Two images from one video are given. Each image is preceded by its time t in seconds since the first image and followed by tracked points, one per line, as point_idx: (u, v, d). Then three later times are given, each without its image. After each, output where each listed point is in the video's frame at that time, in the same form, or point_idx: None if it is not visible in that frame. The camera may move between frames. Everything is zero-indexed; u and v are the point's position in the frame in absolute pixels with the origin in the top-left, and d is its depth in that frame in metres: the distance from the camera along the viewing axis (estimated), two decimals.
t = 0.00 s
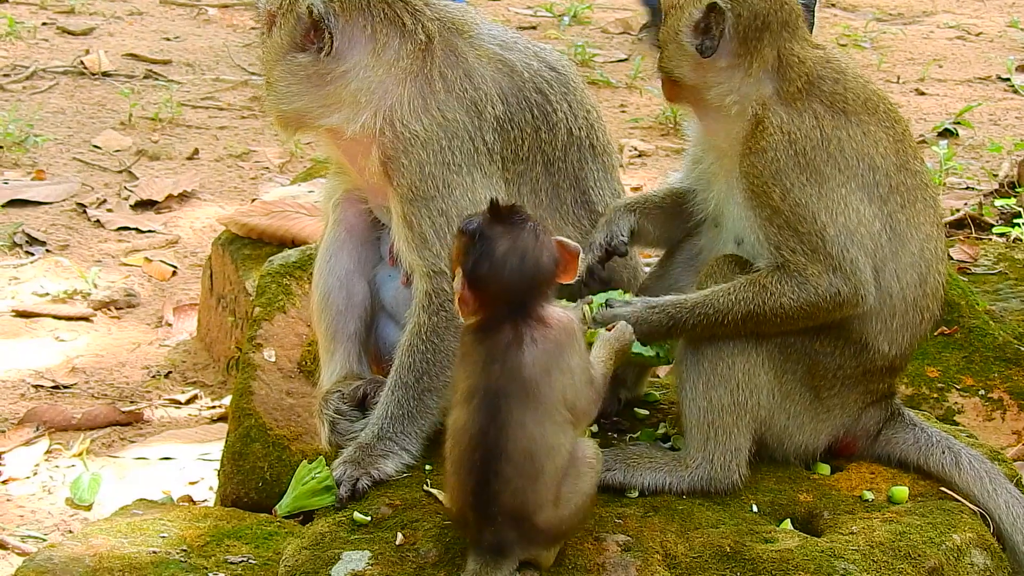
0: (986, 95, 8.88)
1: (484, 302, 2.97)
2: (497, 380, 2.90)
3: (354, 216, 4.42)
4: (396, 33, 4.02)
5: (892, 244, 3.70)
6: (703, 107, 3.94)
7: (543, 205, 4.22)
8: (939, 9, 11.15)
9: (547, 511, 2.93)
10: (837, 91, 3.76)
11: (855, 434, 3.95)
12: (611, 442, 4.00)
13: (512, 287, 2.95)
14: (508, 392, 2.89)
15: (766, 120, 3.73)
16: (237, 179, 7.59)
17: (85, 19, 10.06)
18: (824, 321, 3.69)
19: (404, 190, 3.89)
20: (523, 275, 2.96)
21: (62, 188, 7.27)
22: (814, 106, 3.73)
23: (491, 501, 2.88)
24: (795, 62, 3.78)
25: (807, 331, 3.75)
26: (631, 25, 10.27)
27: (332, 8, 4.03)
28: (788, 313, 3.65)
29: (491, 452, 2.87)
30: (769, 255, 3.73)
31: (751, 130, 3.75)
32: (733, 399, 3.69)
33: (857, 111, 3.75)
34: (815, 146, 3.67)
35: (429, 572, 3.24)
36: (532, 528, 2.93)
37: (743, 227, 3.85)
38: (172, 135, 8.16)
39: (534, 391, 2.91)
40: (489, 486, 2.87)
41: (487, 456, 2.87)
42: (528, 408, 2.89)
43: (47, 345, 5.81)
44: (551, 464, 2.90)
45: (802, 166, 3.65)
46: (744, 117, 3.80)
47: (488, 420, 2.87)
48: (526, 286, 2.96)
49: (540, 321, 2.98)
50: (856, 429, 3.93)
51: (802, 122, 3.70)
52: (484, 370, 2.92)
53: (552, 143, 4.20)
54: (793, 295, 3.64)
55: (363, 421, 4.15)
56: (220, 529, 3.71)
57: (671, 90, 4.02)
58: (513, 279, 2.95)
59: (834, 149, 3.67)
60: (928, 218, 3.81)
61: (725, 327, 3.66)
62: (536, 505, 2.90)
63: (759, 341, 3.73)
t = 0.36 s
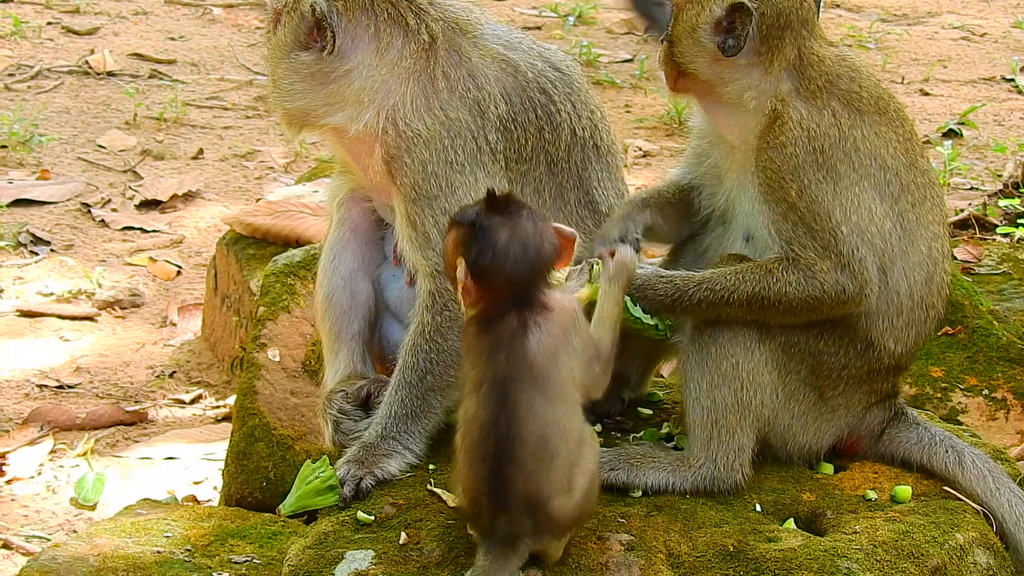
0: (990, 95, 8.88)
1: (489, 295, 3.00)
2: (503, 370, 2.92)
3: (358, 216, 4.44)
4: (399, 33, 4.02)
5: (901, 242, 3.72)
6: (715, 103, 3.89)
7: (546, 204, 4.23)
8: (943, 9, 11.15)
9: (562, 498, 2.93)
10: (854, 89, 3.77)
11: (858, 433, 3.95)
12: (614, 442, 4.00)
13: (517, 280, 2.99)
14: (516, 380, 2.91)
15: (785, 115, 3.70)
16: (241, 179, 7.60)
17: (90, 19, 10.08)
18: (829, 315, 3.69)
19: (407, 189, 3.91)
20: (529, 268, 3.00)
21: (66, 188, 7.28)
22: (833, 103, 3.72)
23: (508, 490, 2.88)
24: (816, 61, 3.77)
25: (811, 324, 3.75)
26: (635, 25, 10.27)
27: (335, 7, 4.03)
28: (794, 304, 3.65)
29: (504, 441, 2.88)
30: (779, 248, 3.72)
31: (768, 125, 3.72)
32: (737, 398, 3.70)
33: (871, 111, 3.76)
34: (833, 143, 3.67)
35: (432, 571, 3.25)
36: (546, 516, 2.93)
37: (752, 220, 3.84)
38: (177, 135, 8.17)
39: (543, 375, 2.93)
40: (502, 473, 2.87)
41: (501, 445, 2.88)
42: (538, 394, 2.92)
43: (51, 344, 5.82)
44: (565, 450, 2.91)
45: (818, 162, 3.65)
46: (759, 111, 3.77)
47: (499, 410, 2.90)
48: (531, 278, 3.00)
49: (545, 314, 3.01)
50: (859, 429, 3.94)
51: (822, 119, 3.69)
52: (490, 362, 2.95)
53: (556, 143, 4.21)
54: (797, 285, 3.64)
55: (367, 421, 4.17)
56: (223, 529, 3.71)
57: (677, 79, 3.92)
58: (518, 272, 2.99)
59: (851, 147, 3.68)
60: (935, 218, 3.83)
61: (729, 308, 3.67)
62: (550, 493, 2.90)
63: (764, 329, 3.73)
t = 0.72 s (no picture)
0: (989, 95, 8.88)
1: (464, 232, 3.11)
2: (515, 293, 2.99)
3: (356, 215, 4.43)
4: (396, 32, 4.02)
5: (901, 236, 3.72)
6: (714, 98, 3.88)
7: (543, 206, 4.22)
8: (943, 9, 11.15)
9: (583, 423, 3.01)
10: (852, 86, 3.78)
11: (856, 433, 3.96)
12: (613, 442, 4.01)
13: (488, 213, 3.08)
14: (529, 300, 2.99)
15: (785, 111, 3.71)
16: (241, 179, 7.61)
17: (89, 18, 10.08)
18: (831, 308, 3.70)
19: (401, 188, 3.93)
20: (498, 199, 3.08)
21: (65, 188, 7.29)
22: (832, 99, 3.73)
23: (539, 410, 2.92)
24: (815, 57, 3.77)
25: (812, 319, 3.77)
26: (635, 25, 10.27)
27: (332, 3, 4.06)
28: (796, 296, 3.66)
29: (532, 358, 2.93)
30: (781, 242, 3.72)
31: (767, 121, 3.73)
32: (735, 398, 3.70)
33: (869, 106, 3.77)
34: (831, 139, 3.68)
35: (430, 572, 3.25)
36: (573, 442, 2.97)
37: (751, 218, 3.85)
38: (176, 135, 8.17)
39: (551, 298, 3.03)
40: (535, 394, 2.92)
41: (530, 362, 2.93)
42: (553, 313, 3.01)
43: (50, 345, 5.82)
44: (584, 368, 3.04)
45: (817, 159, 3.66)
46: (757, 107, 3.78)
47: (521, 332, 2.95)
48: (504, 209, 3.09)
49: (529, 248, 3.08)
50: (858, 428, 3.95)
51: (821, 115, 3.70)
52: (498, 291, 3.00)
53: (553, 144, 4.19)
54: (799, 277, 3.64)
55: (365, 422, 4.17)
56: (222, 530, 3.72)
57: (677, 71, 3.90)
58: (487, 204, 3.08)
59: (851, 142, 3.69)
60: (933, 214, 3.86)
61: (733, 300, 3.70)
62: (575, 415, 2.97)
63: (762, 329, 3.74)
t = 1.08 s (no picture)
0: (985, 96, 8.89)
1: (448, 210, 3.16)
2: (481, 291, 3.00)
3: (351, 216, 4.43)
4: (391, 33, 4.02)
5: (895, 237, 3.73)
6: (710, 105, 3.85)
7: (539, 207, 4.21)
8: (938, 10, 11.17)
9: (545, 428, 3.02)
10: (849, 83, 3.78)
11: (852, 433, 3.96)
12: (608, 442, 4.01)
13: (468, 197, 3.09)
14: (492, 301, 2.98)
15: (784, 111, 3.69)
16: (236, 179, 7.60)
17: (85, 19, 10.07)
18: (812, 305, 3.70)
19: (397, 189, 3.93)
20: (473, 187, 3.09)
21: (61, 189, 7.28)
22: (831, 96, 3.73)
23: (495, 416, 2.96)
24: (812, 55, 3.77)
25: (798, 315, 3.77)
26: (631, 26, 10.28)
27: (328, 4, 4.04)
28: (783, 288, 3.66)
29: (489, 363, 2.95)
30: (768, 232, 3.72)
31: (765, 121, 3.71)
32: (730, 398, 3.69)
33: (867, 105, 3.77)
34: (830, 137, 3.67)
35: (426, 573, 3.25)
36: (532, 448, 2.99)
37: (744, 214, 3.83)
38: (172, 135, 8.17)
39: (515, 300, 3.00)
40: (490, 400, 2.96)
41: (487, 367, 2.95)
42: (519, 314, 2.99)
43: (46, 345, 5.81)
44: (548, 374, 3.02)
45: (815, 155, 3.65)
46: (756, 108, 3.74)
47: (477, 334, 2.97)
48: (477, 198, 3.08)
49: (501, 241, 3.04)
50: (853, 429, 3.95)
51: (822, 113, 3.69)
52: (466, 286, 3.01)
53: (548, 144, 4.19)
54: (784, 266, 3.64)
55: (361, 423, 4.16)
56: (218, 531, 3.72)
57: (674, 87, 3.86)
58: (469, 190, 3.10)
59: (847, 141, 3.69)
60: (929, 216, 3.87)
61: (722, 281, 3.66)
62: (534, 420, 2.98)
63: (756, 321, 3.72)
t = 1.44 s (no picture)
0: (978, 94, 8.90)
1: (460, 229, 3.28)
2: (473, 322, 3.08)
3: (345, 217, 4.42)
4: (384, 33, 4.01)
5: (899, 233, 3.75)
6: (711, 86, 3.86)
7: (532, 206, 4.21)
8: (931, 9, 11.19)
9: (533, 458, 3.09)
10: (851, 84, 3.76)
11: (847, 432, 3.97)
12: (603, 441, 4.01)
13: (478, 217, 3.21)
14: (483, 333, 3.06)
15: (786, 107, 3.68)
16: (230, 180, 7.59)
17: (77, 20, 10.05)
18: (829, 297, 3.71)
19: (391, 189, 3.91)
20: (485, 209, 3.20)
21: (54, 189, 7.26)
22: (832, 97, 3.71)
23: (482, 448, 3.04)
24: (818, 55, 3.75)
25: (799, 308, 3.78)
26: (624, 25, 10.28)
27: (321, 5, 4.04)
28: (798, 281, 3.67)
29: (476, 396, 3.04)
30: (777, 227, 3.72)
31: (768, 116, 3.70)
32: (726, 397, 3.69)
33: (867, 107, 3.76)
34: (833, 136, 3.66)
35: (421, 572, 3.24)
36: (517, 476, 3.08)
37: (746, 213, 3.83)
38: (166, 136, 8.15)
39: (511, 334, 3.08)
40: (476, 430, 3.04)
41: (475, 400, 3.04)
42: (508, 350, 3.06)
43: (40, 346, 5.80)
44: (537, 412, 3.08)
45: (818, 154, 3.64)
46: (758, 102, 3.75)
47: (469, 363, 3.05)
48: (488, 220, 3.20)
49: (507, 263, 3.16)
50: (848, 428, 3.95)
51: (822, 112, 3.68)
52: (460, 316, 3.11)
53: (542, 143, 4.19)
54: (801, 261, 3.65)
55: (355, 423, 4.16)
56: (213, 531, 3.71)
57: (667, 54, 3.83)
58: (477, 213, 3.21)
59: (850, 141, 3.68)
60: (927, 211, 3.89)
61: (737, 274, 3.67)
62: (522, 452, 3.06)
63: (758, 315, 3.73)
